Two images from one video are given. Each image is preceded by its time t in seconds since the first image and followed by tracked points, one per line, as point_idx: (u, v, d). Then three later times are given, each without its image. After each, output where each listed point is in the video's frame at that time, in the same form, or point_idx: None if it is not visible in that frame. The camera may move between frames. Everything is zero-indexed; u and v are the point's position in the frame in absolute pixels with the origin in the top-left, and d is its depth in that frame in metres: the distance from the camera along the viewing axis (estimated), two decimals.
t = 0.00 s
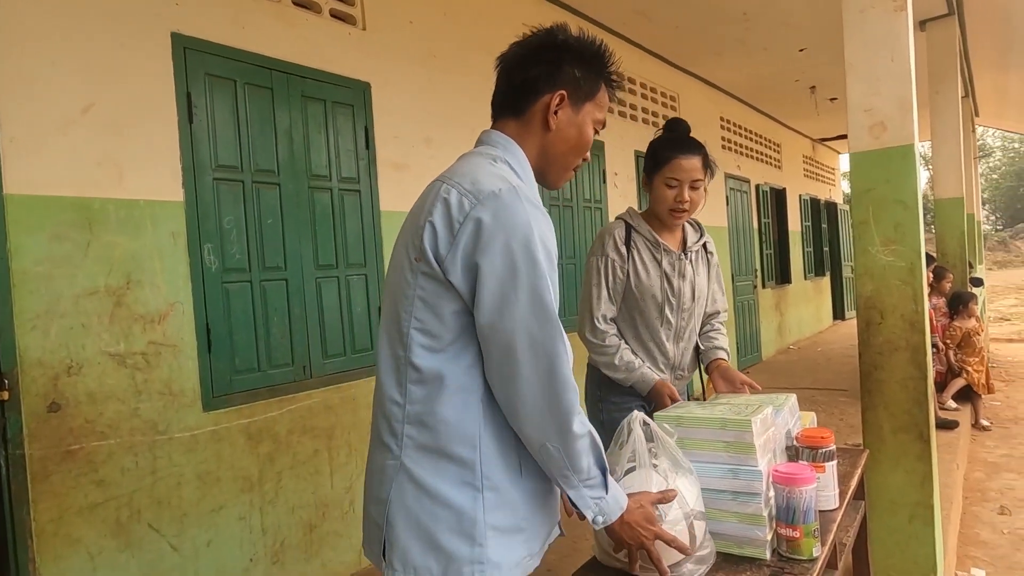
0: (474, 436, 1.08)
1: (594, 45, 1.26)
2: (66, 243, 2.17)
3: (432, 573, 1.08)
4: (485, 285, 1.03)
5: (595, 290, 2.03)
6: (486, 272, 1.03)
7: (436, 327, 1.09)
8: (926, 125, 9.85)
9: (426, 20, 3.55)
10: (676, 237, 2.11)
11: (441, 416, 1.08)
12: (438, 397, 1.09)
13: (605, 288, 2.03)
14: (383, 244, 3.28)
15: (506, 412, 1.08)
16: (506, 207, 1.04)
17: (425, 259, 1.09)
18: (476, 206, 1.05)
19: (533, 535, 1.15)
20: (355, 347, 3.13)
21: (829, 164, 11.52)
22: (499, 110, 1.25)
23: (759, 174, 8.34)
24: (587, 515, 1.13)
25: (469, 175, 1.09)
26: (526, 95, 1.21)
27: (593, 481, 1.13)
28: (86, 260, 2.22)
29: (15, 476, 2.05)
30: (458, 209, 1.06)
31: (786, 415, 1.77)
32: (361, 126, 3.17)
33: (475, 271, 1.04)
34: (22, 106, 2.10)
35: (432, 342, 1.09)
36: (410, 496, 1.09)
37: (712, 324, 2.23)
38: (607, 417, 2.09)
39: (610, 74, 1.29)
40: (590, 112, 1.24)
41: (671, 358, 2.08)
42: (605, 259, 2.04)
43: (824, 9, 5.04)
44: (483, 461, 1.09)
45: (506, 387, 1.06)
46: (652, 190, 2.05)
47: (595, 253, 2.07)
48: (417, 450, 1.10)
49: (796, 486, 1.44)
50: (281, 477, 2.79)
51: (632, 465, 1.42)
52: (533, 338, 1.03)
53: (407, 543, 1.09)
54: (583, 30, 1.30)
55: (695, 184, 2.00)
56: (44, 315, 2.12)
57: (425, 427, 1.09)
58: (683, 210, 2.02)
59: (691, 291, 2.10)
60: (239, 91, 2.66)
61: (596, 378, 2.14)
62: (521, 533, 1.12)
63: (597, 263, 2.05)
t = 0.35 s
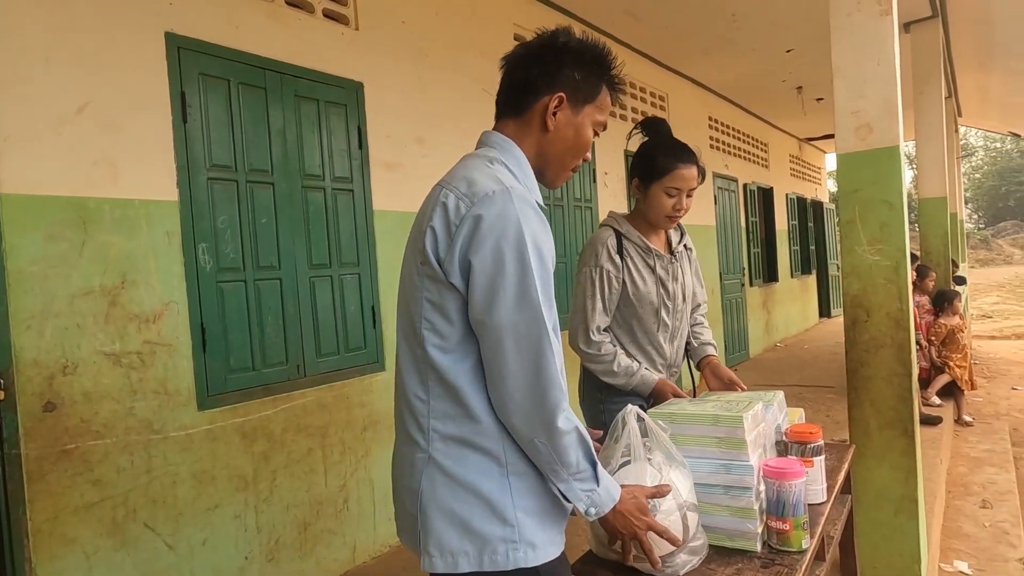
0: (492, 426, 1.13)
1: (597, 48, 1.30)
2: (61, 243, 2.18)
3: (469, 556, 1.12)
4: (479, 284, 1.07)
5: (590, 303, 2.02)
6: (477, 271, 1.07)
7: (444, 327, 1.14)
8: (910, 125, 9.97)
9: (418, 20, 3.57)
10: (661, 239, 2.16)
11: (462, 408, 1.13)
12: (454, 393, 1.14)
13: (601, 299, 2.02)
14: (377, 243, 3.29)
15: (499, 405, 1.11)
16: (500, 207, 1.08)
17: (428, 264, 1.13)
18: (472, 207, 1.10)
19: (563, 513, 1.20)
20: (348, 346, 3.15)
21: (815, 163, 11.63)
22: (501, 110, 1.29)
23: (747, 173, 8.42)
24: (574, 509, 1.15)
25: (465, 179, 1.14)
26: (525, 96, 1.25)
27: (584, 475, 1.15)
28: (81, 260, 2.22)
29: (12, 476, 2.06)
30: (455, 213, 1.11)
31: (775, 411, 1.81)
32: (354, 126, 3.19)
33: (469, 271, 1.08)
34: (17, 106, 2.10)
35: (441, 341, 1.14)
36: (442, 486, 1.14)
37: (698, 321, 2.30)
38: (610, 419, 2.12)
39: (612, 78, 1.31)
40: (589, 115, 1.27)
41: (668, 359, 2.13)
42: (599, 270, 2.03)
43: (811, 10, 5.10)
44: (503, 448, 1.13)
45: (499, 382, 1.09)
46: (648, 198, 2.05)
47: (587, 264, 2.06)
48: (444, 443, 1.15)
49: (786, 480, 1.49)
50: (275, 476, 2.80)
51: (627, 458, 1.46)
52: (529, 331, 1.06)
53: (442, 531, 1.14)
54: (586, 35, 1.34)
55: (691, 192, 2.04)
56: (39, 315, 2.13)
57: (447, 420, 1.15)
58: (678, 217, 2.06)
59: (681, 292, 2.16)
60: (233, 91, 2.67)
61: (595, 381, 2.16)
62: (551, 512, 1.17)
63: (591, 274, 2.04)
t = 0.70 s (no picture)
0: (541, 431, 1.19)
1: (643, 53, 1.37)
2: (54, 243, 2.20)
3: (522, 551, 1.19)
4: (533, 300, 1.11)
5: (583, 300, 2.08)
6: (532, 288, 1.11)
7: (497, 337, 1.18)
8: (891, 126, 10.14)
9: (407, 22, 3.60)
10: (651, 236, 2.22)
11: (514, 413, 1.19)
12: (506, 400, 1.19)
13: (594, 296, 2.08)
14: (366, 243, 3.33)
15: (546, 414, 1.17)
16: (556, 224, 1.13)
17: (483, 277, 1.18)
18: (528, 224, 1.14)
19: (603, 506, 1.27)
20: (338, 344, 3.18)
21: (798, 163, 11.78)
22: (544, 113, 1.34)
23: (731, 174, 8.53)
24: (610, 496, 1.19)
25: (518, 195, 1.18)
26: (572, 101, 1.30)
27: (614, 464, 1.19)
28: (74, 260, 2.25)
29: (6, 474, 2.08)
30: (512, 228, 1.15)
31: (755, 406, 1.87)
32: (344, 127, 3.22)
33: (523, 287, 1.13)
34: (9, 108, 2.12)
35: (494, 351, 1.19)
36: (496, 487, 1.21)
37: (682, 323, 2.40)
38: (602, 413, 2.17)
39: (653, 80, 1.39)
40: (632, 120, 1.34)
41: (657, 353, 2.19)
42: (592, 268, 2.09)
43: (793, 14, 5.19)
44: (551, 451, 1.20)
45: (544, 396, 1.12)
46: (649, 203, 2.11)
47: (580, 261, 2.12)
48: (495, 446, 1.21)
49: (764, 472, 1.56)
50: (266, 473, 2.84)
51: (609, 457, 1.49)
52: (581, 345, 1.11)
53: (497, 528, 1.20)
54: (632, 38, 1.40)
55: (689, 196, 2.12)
56: (33, 314, 2.15)
57: (498, 424, 1.21)
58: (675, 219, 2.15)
59: (670, 288, 2.23)
60: (224, 93, 2.70)
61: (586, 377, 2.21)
62: (594, 507, 1.25)
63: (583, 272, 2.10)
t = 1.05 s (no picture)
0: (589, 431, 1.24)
1: (711, 58, 1.43)
2: (43, 243, 2.20)
3: (557, 544, 1.23)
4: (602, 309, 1.14)
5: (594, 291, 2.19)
6: (604, 296, 1.13)
7: (557, 337, 1.22)
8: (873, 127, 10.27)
9: (396, 22, 3.62)
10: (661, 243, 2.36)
11: (566, 410, 1.23)
12: (560, 399, 1.23)
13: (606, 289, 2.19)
14: (356, 242, 3.34)
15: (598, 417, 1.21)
16: (627, 234, 1.15)
17: (548, 277, 1.20)
18: (599, 231, 1.15)
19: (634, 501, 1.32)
20: (328, 343, 3.20)
21: (783, 163, 11.90)
22: (609, 110, 1.41)
23: (717, 174, 8.60)
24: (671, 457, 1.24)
25: (586, 199, 1.20)
26: (637, 103, 1.37)
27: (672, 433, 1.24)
28: (63, 259, 2.25)
29: None
30: (582, 233, 1.17)
31: (740, 403, 1.91)
32: (333, 127, 3.23)
33: (594, 294, 1.15)
34: None
35: (552, 350, 1.23)
36: (537, 480, 1.25)
37: (689, 328, 2.53)
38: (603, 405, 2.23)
39: (716, 84, 1.46)
40: (691, 124, 1.42)
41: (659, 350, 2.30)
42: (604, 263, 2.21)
43: (777, 17, 5.26)
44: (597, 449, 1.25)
45: (607, 397, 1.17)
46: (663, 207, 2.24)
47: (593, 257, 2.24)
48: (541, 442, 1.25)
49: (749, 466, 1.60)
50: (256, 472, 2.85)
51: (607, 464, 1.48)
52: (643, 352, 1.15)
53: (535, 520, 1.24)
54: (702, 41, 1.46)
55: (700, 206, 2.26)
56: (22, 313, 2.15)
57: (548, 420, 1.25)
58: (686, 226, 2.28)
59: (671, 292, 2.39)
60: (212, 92, 2.70)
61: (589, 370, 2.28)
62: (628, 504, 1.30)
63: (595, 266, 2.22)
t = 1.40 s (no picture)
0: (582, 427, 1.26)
1: (722, 79, 1.46)
2: (25, 243, 2.17)
3: (550, 539, 1.24)
4: (602, 310, 1.16)
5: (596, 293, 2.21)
6: (604, 297, 1.16)
7: (555, 336, 1.23)
8: (856, 128, 10.38)
9: (382, 22, 3.61)
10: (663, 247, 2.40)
11: (563, 408, 1.24)
12: (556, 396, 1.24)
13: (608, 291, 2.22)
14: (342, 243, 3.33)
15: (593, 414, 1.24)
16: (626, 237, 1.17)
17: (546, 278, 1.21)
18: (599, 234, 1.17)
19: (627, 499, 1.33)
20: (315, 345, 3.18)
21: (768, 164, 11.99)
22: (619, 120, 1.41)
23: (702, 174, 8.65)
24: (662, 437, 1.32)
25: (585, 201, 1.21)
26: (647, 114, 1.38)
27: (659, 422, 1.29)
28: (45, 260, 2.22)
29: None
30: (581, 235, 1.18)
31: (727, 402, 1.93)
32: (319, 127, 3.22)
33: (594, 295, 1.17)
34: None
35: (549, 349, 1.24)
36: (530, 476, 1.25)
37: (687, 329, 2.58)
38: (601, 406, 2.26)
39: (725, 104, 1.48)
40: (697, 141, 1.44)
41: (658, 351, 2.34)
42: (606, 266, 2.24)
43: (761, 19, 5.31)
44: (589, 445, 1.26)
45: (608, 393, 1.21)
46: (665, 211, 2.28)
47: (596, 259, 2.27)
48: (535, 438, 1.26)
49: (736, 465, 1.61)
50: (242, 474, 2.82)
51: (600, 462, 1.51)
52: (640, 352, 1.18)
53: (527, 515, 1.25)
54: (715, 62, 1.48)
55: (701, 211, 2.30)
56: (3, 315, 2.12)
57: (543, 416, 1.26)
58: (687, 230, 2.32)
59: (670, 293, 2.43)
60: (197, 92, 2.68)
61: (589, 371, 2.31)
62: (621, 502, 1.30)
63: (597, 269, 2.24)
